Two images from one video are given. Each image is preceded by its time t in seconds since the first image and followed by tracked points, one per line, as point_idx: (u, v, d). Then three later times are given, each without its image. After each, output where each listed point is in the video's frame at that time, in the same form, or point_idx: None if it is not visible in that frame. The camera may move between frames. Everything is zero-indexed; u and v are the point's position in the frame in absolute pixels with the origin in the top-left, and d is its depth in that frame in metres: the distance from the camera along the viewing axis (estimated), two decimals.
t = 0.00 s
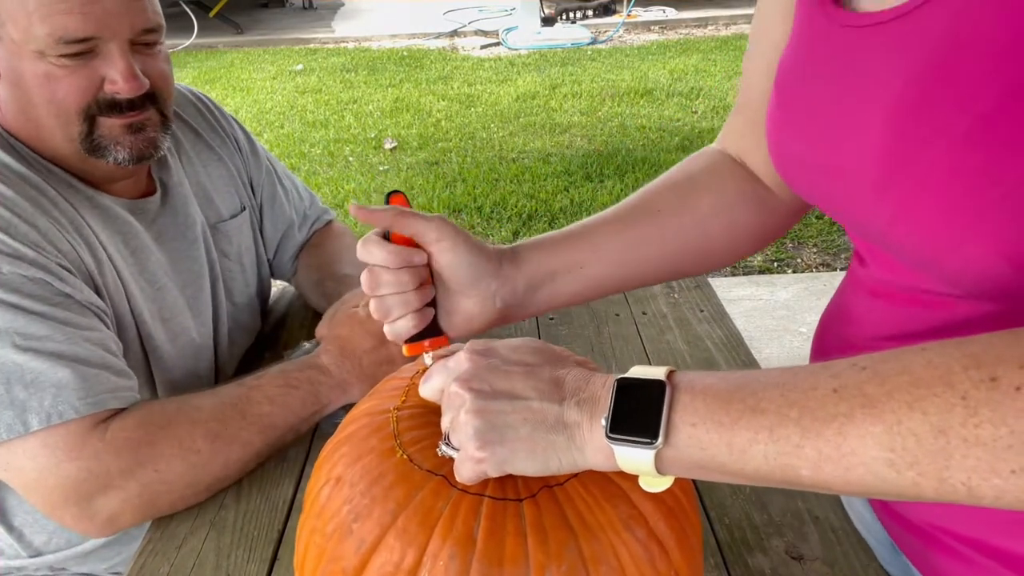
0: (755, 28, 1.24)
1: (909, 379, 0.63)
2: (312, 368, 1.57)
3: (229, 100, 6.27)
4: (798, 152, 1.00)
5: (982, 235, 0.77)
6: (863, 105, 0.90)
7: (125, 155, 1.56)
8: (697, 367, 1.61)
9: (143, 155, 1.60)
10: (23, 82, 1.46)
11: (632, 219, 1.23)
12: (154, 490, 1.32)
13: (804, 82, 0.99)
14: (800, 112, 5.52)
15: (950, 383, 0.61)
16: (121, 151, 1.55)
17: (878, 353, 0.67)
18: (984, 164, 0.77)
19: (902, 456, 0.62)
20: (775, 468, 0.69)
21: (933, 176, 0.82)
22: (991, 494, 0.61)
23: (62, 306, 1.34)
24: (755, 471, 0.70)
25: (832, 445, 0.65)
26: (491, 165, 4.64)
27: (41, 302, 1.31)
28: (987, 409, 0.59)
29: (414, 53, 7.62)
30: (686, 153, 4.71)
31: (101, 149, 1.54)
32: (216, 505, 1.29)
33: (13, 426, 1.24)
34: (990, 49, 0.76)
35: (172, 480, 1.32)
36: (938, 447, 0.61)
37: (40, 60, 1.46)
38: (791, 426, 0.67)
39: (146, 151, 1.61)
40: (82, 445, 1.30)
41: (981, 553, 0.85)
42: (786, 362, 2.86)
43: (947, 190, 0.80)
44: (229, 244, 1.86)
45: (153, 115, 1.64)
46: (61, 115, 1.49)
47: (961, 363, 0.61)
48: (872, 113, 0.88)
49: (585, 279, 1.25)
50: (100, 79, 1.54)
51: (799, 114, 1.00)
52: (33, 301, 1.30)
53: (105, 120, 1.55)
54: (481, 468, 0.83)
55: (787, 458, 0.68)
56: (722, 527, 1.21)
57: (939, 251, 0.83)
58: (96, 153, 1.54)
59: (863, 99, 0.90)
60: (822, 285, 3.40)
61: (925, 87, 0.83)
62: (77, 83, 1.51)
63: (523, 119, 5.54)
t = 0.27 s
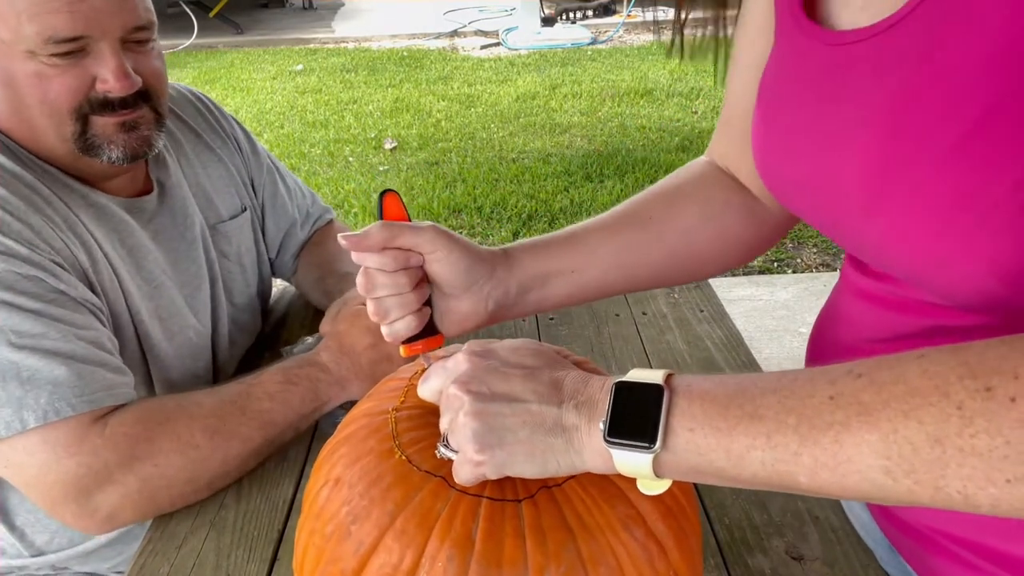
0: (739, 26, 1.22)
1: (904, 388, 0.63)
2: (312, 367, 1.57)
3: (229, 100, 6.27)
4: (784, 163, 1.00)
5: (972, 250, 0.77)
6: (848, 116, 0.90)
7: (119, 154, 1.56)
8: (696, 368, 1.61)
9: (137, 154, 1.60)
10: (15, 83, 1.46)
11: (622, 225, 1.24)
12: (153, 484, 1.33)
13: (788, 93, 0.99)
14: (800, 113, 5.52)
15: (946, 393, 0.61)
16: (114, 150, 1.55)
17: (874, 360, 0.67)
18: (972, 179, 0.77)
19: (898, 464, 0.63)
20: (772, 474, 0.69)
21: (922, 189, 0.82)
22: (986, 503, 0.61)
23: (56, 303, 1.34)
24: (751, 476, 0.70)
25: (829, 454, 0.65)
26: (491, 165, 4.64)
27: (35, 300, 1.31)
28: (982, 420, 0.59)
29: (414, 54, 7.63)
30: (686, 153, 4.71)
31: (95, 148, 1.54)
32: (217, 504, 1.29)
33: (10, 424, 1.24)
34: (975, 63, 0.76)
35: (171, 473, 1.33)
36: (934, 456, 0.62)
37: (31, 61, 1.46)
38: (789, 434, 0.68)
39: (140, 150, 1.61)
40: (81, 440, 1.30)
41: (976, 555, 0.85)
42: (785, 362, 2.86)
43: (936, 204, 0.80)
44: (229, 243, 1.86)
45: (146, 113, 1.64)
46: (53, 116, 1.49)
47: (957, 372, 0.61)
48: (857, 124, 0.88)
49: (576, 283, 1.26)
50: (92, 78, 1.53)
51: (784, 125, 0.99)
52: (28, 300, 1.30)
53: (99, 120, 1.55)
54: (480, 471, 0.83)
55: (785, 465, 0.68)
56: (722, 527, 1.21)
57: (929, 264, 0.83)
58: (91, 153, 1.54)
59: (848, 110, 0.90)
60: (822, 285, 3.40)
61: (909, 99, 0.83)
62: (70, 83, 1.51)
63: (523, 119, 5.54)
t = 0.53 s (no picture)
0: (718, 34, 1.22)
1: (905, 395, 0.63)
2: (313, 372, 1.57)
3: (229, 101, 6.27)
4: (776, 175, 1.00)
5: (967, 263, 0.78)
6: (832, 132, 0.89)
7: (119, 155, 1.56)
8: (696, 368, 1.61)
9: (137, 155, 1.61)
10: (15, 85, 1.46)
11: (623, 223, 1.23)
12: (154, 494, 1.32)
13: (776, 105, 0.98)
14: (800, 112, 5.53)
15: (946, 401, 0.62)
16: (115, 151, 1.55)
17: (875, 365, 0.67)
18: (964, 192, 0.77)
19: (899, 471, 0.63)
20: (774, 477, 0.69)
21: (914, 203, 0.81)
22: (987, 509, 0.62)
23: (60, 311, 1.34)
24: (752, 479, 0.70)
25: (830, 458, 0.66)
26: (491, 165, 4.65)
27: (39, 308, 1.31)
28: (982, 428, 0.60)
29: (414, 53, 7.63)
30: (686, 153, 4.71)
31: (95, 150, 1.54)
32: (216, 506, 1.30)
33: (12, 432, 1.24)
34: (962, 76, 0.76)
35: (175, 484, 1.32)
36: (935, 463, 0.62)
37: (31, 63, 1.46)
38: (791, 438, 0.68)
39: (140, 151, 1.62)
40: (80, 450, 1.30)
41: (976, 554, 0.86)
42: (785, 363, 2.87)
43: (928, 218, 0.80)
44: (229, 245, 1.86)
45: (146, 114, 1.64)
46: (54, 117, 1.49)
47: (957, 380, 0.62)
48: (844, 140, 0.88)
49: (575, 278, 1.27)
50: (92, 79, 1.53)
51: (775, 139, 0.99)
52: (32, 307, 1.30)
53: (99, 122, 1.55)
54: (479, 471, 0.83)
55: (786, 468, 0.68)
56: (722, 527, 1.21)
57: (922, 277, 0.83)
58: (92, 155, 1.54)
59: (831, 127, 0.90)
60: (822, 285, 3.40)
61: (893, 115, 0.82)
62: (69, 85, 1.50)
63: (522, 119, 5.54)
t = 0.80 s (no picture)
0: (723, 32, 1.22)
1: (916, 395, 0.64)
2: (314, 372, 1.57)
3: (229, 101, 6.27)
4: (772, 175, 1.00)
5: (963, 262, 0.78)
6: (827, 133, 0.89)
7: (121, 155, 1.56)
8: (698, 368, 1.61)
9: (139, 155, 1.61)
10: (15, 86, 1.46)
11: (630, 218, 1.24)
12: (153, 495, 1.32)
13: (772, 105, 0.98)
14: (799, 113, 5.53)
15: (957, 401, 0.62)
16: (117, 152, 1.55)
17: (886, 364, 0.67)
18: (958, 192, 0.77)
19: (910, 470, 0.63)
20: (783, 475, 0.69)
21: (906, 204, 0.82)
22: (996, 509, 0.62)
23: (56, 313, 1.34)
24: (761, 477, 0.70)
25: (841, 458, 0.66)
26: (491, 165, 4.65)
27: (35, 310, 1.31)
28: (992, 429, 0.60)
29: (414, 54, 7.63)
30: (686, 153, 4.72)
31: (96, 151, 1.54)
32: (216, 506, 1.29)
33: (7, 435, 1.24)
34: (956, 78, 0.76)
35: (172, 484, 1.32)
36: (946, 463, 0.62)
37: (31, 64, 1.45)
38: (801, 437, 0.67)
39: (141, 151, 1.61)
40: (79, 451, 1.30)
41: (976, 551, 0.86)
42: (786, 363, 2.87)
43: (921, 218, 0.80)
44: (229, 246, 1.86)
45: (147, 115, 1.64)
46: (55, 118, 1.49)
47: (968, 379, 0.62)
48: (839, 140, 0.88)
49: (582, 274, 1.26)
50: (93, 80, 1.53)
51: (770, 139, 0.99)
52: (27, 309, 1.30)
53: (100, 123, 1.55)
54: (490, 466, 0.83)
55: (796, 467, 0.68)
56: (722, 528, 1.21)
57: (917, 276, 0.83)
58: (93, 156, 1.54)
59: (827, 127, 0.89)
60: (822, 285, 3.40)
61: (889, 115, 0.82)
62: (70, 86, 1.50)
63: (522, 119, 5.54)
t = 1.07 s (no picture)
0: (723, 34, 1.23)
1: (919, 392, 0.64)
2: (315, 371, 1.57)
3: (229, 101, 6.28)
4: (777, 175, 1.00)
5: (969, 261, 0.78)
6: (835, 133, 0.90)
7: (121, 155, 1.56)
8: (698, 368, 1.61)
9: (139, 155, 1.61)
10: (15, 86, 1.46)
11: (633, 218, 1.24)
12: (155, 492, 1.33)
13: (778, 106, 0.98)
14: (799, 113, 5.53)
15: (961, 398, 0.62)
16: (117, 151, 1.55)
17: (889, 362, 0.68)
18: (965, 192, 0.77)
19: (915, 467, 0.64)
20: (786, 472, 0.69)
21: (913, 204, 0.82)
22: (1000, 504, 0.62)
23: (54, 310, 1.34)
24: (764, 475, 0.70)
25: (845, 455, 0.66)
26: (491, 166, 4.65)
27: (34, 306, 1.31)
28: (997, 424, 0.60)
29: (414, 54, 7.64)
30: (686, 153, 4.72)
31: (96, 151, 1.54)
32: (216, 505, 1.29)
33: (6, 431, 1.25)
34: (963, 80, 0.76)
35: (175, 481, 1.33)
36: (951, 459, 0.62)
37: (31, 64, 1.45)
38: (805, 435, 0.68)
39: (141, 151, 1.61)
40: (80, 448, 1.30)
41: (985, 548, 0.85)
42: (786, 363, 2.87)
43: (928, 218, 0.81)
44: (229, 246, 1.86)
45: (147, 114, 1.64)
46: (54, 118, 1.49)
47: (971, 376, 0.62)
48: (847, 140, 0.88)
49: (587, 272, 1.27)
50: (93, 80, 1.53)
51: (776, 139, 0.99)
52: (25, 306, 1.30)
53: (99, 123, 1.55)
54: (493, 468, 0.83)
55: (800, 465, 0.68)
56: (722, 528, 1.21)
57: (924, 274, 0.83)
58: (93, 156, 1.54)
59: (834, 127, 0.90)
60: (822, 285, 3.41)
61: (897, 115, 0.82)
62: (69, 86, 1.50)
63: (522, 119, 5.55)
